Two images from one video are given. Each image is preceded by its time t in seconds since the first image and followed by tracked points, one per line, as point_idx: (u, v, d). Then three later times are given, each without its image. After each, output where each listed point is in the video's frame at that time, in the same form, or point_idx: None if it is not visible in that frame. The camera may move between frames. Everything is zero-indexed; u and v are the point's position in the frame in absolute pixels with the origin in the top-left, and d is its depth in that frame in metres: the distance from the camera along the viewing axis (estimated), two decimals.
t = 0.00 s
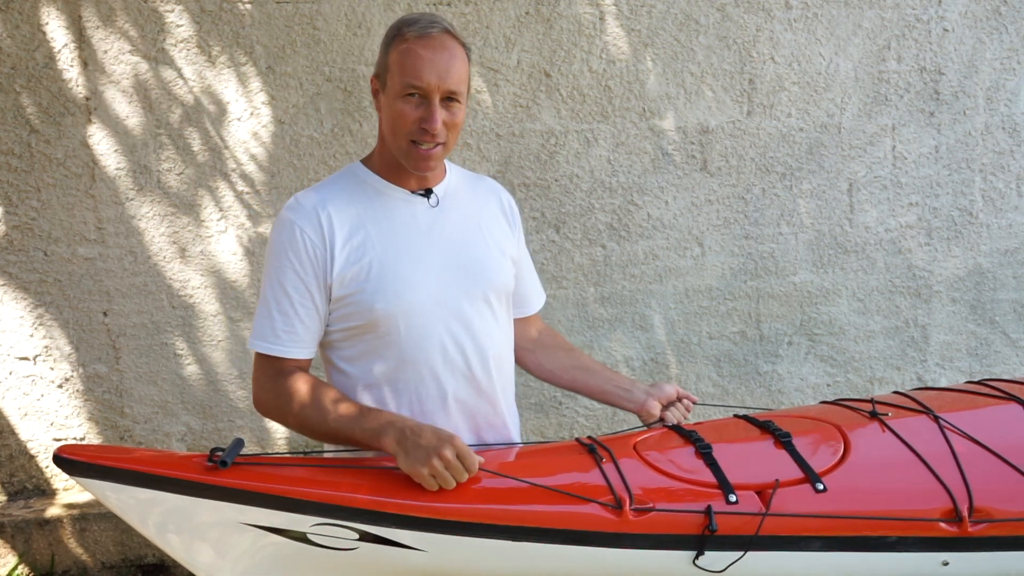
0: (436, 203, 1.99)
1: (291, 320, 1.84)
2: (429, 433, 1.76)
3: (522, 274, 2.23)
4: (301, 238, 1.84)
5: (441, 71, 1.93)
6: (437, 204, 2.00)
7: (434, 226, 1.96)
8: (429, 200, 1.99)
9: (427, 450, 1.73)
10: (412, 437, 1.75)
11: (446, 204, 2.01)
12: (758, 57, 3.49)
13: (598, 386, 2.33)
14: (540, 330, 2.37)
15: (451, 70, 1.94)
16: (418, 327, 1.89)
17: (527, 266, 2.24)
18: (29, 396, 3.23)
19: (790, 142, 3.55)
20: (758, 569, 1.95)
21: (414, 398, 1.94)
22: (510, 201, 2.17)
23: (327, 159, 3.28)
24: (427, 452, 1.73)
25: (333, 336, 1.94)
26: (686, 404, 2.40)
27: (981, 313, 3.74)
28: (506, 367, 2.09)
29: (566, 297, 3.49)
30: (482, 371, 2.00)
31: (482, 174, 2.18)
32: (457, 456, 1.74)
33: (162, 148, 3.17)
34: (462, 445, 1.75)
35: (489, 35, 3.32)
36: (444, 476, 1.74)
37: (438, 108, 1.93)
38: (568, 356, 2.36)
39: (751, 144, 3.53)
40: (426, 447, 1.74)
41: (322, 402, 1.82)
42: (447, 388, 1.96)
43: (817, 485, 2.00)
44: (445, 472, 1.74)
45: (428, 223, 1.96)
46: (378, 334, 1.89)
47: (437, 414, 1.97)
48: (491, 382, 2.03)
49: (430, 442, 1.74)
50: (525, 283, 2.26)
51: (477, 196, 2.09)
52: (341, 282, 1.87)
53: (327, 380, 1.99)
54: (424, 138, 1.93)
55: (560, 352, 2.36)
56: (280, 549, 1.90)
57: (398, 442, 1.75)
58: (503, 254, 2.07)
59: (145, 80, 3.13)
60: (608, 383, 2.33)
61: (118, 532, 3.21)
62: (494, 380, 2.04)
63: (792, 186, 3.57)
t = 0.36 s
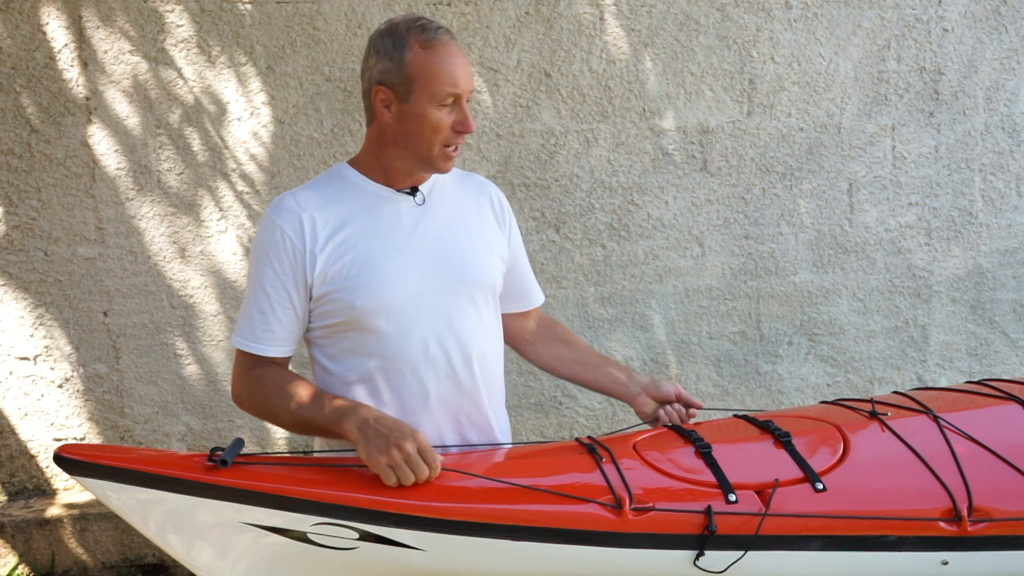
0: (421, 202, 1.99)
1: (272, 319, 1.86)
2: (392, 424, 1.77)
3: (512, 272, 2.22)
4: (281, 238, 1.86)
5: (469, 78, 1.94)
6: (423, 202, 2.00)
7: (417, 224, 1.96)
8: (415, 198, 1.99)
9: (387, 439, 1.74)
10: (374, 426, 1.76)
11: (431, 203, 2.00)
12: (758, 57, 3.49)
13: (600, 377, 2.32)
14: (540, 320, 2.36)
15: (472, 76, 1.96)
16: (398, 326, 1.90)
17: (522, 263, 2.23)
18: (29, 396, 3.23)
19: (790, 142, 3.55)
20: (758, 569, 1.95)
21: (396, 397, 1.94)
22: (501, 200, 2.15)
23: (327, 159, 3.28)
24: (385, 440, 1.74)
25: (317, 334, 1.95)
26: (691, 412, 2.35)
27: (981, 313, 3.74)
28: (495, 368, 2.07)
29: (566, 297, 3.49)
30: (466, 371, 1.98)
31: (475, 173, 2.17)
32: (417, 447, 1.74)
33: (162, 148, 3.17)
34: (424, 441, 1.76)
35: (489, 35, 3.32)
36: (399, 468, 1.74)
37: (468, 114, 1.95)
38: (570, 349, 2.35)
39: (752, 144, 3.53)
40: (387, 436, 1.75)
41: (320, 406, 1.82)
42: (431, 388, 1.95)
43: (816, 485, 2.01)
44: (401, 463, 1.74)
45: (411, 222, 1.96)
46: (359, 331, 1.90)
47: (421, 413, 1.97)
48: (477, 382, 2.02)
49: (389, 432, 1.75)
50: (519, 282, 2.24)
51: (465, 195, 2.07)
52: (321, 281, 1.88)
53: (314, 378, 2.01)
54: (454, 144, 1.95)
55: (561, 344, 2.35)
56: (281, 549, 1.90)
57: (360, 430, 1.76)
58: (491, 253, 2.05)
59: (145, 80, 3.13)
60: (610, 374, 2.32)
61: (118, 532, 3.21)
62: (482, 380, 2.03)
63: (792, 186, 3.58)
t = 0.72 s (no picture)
0: (409, 199, 1.99)
1: (261, 321, 1.87)
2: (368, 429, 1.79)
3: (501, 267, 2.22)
4: (267, 240, 1.86)
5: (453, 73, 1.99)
6: (410, 200, 1.99)
7: (405, 222, 1.96)
8: (402, 195, 1.99)
9: (365, 445, 1.77)
10: (352, 432, 1.78)
11: (419, 200, 2.00)
12: (758, 57, 3.49)
13: (605, 362, 2.33)
14: (542, 311, 2.35)
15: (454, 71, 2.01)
16: (386, 324, 1.90)
17: (513, 259, 2.22)
18: (29, 396, 3.23)
19: (790, 142, 3.55)
20: (758, 569, 1.95)
21: (386, 395, 1.94)
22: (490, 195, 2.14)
23: (327, 159, 3.27)
24: (363, 447, 1.77)
25: (305, 334, 1.96)
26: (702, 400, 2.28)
27: (981, 313, 3.74)
28: (487, 365, 2.06)
29: (566, 297, 3.49)
30: (456, 368, 1.98)
31: (464, 170, 2.16)
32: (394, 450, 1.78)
33: (162, 148, 3.17)
34: (401, 442, 1.79)
35: (489, 35, 3.32)
36: (378, 473, 1.77)
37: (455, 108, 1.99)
38: (571, 340, 2.35)
39: (752, 144, 3.53)
40: (364, 443, 1.77)
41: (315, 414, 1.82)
42: (422, 386, 1.95)
43: (817, 485, 2.00)
44: (381, 467, 1.78)
45: (399, 219, 1.96)
46: (347, 330, 1.90)
47: (412, 412, 1.97)
48: (469, 380, 2.01)
49: (366, 437, 1.78)
50: (509, 277, 2.24)
51: (454, 191, 2.07)
52: (308, 281, 1.88)
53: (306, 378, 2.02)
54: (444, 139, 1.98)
55: (563, 335, 2.35)
56: (281, 550, 1.90)
57: (339, 439, 1.79)
58: (480, 249, 2.05)
59: (145, 80, 3.13)
60: (616, 360, 2.33)
61: (118, 532, 3.21)
62: (474, 378, 2.02)
63: (792, 186, 3.57)
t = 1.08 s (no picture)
0: (397, 199, 1.99)
1: (253, 327, 1.87)
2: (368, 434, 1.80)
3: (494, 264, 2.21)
4: (256, 246, 1.86)
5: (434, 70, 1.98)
6: (397, 199, 1.99)
7: (394, 222, 1.96)
8: (388, 196, 1.99)
9: (365, 448, 1.77)
10: (352, 436, 1.78)
11: (407, 200, 2.00)
12: (758, 57, 3.49)
13: (613, 340, 2.30)
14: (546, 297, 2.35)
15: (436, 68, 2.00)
16: (378, 324, 1.90)
17: (507, 256, 2.22)
18: (29, 396, 3.23)
19: (790, 142, 3.55)
20: (758, 569, 1.95)
21: (381, 396, 1.94)
22: (479, 193, 2.14)
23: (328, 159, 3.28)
24: (364, 451, 1.77)
25: (299, 338, 1.96)
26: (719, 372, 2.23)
27: (981, 313, 3.74)
28: (481, 363, 2.06)
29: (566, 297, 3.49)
30: (450, 367, 1.98)
31: (452, 169, 2.16)
32: (395, 452, 1.78)
33: (162, 147, 3.18)
34: (401, 444, 1.79)
35: (489, 35, 3.32)
36: (380, 474, 1.78)
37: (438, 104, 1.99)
38: (578, 322, 2.33)
39: (752, 144, 3.53)
40: (365, 446, 1.78)
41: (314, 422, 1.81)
42: (416, 386, 1.95)
43: (817, 486, 2.01)
44: (383, 470, 1.78)
45: (387, 219, 1.96)
46: (340, 331, 1.90)
47: (408, 413, 1.97)
48: (464, 378, 2.01)
49: (367, 441, 1.78)
50: (503, 274, 2.24)
51: (442, 190, 2.07)
52: (299, 285, 1.89)
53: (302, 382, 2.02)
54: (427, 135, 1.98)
55: (570, 317, 2.34)
56: (280, 549, 1.91)
57: (339, 445, 1.78)
58: (470, 247, 2.05)
59: (145, 80, 3.13)
60: (624, 335, 2.30)
61: (118, 532, 3.22)
62: (468, 377, 2.02)
63: (792, 186, 3.58)
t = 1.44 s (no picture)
0: (393, 199, 1.99)
1: (255, 324, 1.84)
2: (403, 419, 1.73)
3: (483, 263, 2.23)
4: (257, 242, 1.85)
5: (410, 72, 1.96)
6: (395, 198, 2.00)
7: (392, 220, 1.96)
8: (386, 195, 1.99)
9: (401, 433, 1.71)
10: (388, 420, 1.71)
11: (404, 199, 2.00)
12: (758, 58, 3.49)
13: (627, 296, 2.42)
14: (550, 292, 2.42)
15: (417, 73, 1.97)
16: (379, 321, 1.89)
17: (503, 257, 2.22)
18: (29, 396, 3.23)
19: (790, 142, 3.55)
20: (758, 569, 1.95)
21: (381, 394, 1.93)
22: (475, 193, 2.15)
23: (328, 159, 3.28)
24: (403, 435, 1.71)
25: (298, 337, 1.94)
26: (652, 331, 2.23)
27: (981, 313, 3.74)
28: (478, 361, 2.07)
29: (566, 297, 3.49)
30: (449, 364, 1.98)
31: (446, 170, 2.17)
32: (433, 442, 1.74)
33: (162, 147, 3.18)
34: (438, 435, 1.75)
35: (489, 35, 3.32)
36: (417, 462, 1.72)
37: (404, 108, 1.96)
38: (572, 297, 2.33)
39: (752, 144, 3.53)
40: (401, 430, 1.71)
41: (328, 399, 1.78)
42: (417, 384, 1.95)
43: (816, 485, 2.01)
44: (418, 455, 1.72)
45: (386, 217, 1.96)
46: (341, 328, 1.89)
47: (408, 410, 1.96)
48: (461, 376, 2.01)
49: (405, 427, 1.72)
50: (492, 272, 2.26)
51: (437, 190, 2.08)
52: (300, 282, 1.88)
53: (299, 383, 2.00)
54: (388, 138, 1.96)
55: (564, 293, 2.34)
56: (281, 549, 1.91)
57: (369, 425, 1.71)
58: (467, 246, 2.06)
59: (145, 80, 3.14)
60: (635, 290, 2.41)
61: (118, 532, 3.22)
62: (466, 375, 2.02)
63: (792, 186, 3.58)
